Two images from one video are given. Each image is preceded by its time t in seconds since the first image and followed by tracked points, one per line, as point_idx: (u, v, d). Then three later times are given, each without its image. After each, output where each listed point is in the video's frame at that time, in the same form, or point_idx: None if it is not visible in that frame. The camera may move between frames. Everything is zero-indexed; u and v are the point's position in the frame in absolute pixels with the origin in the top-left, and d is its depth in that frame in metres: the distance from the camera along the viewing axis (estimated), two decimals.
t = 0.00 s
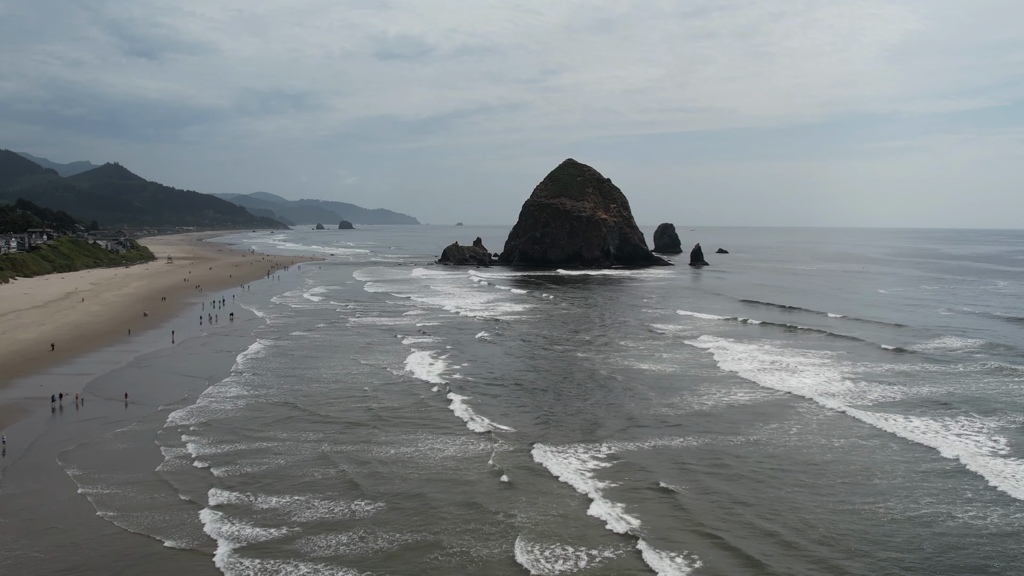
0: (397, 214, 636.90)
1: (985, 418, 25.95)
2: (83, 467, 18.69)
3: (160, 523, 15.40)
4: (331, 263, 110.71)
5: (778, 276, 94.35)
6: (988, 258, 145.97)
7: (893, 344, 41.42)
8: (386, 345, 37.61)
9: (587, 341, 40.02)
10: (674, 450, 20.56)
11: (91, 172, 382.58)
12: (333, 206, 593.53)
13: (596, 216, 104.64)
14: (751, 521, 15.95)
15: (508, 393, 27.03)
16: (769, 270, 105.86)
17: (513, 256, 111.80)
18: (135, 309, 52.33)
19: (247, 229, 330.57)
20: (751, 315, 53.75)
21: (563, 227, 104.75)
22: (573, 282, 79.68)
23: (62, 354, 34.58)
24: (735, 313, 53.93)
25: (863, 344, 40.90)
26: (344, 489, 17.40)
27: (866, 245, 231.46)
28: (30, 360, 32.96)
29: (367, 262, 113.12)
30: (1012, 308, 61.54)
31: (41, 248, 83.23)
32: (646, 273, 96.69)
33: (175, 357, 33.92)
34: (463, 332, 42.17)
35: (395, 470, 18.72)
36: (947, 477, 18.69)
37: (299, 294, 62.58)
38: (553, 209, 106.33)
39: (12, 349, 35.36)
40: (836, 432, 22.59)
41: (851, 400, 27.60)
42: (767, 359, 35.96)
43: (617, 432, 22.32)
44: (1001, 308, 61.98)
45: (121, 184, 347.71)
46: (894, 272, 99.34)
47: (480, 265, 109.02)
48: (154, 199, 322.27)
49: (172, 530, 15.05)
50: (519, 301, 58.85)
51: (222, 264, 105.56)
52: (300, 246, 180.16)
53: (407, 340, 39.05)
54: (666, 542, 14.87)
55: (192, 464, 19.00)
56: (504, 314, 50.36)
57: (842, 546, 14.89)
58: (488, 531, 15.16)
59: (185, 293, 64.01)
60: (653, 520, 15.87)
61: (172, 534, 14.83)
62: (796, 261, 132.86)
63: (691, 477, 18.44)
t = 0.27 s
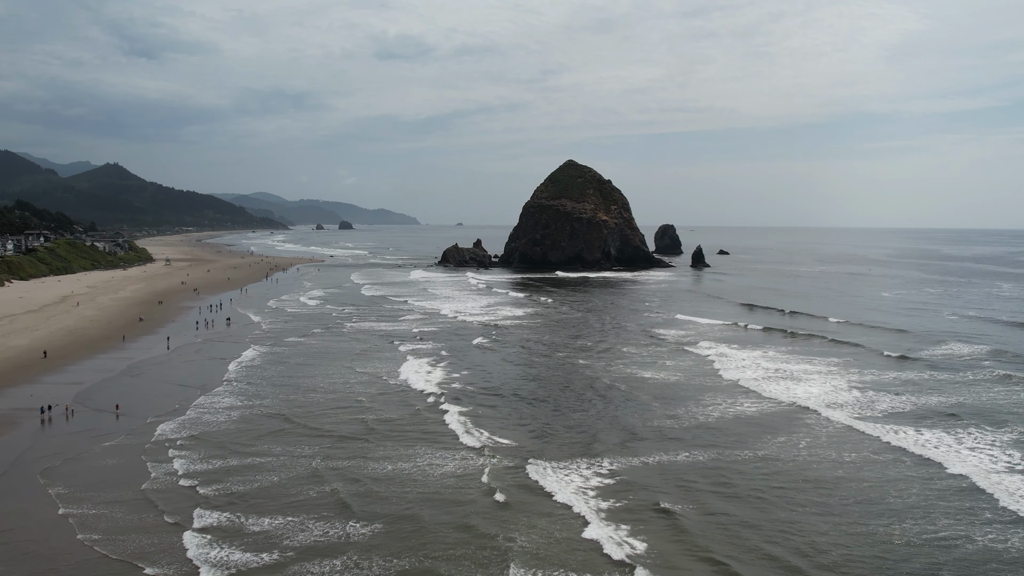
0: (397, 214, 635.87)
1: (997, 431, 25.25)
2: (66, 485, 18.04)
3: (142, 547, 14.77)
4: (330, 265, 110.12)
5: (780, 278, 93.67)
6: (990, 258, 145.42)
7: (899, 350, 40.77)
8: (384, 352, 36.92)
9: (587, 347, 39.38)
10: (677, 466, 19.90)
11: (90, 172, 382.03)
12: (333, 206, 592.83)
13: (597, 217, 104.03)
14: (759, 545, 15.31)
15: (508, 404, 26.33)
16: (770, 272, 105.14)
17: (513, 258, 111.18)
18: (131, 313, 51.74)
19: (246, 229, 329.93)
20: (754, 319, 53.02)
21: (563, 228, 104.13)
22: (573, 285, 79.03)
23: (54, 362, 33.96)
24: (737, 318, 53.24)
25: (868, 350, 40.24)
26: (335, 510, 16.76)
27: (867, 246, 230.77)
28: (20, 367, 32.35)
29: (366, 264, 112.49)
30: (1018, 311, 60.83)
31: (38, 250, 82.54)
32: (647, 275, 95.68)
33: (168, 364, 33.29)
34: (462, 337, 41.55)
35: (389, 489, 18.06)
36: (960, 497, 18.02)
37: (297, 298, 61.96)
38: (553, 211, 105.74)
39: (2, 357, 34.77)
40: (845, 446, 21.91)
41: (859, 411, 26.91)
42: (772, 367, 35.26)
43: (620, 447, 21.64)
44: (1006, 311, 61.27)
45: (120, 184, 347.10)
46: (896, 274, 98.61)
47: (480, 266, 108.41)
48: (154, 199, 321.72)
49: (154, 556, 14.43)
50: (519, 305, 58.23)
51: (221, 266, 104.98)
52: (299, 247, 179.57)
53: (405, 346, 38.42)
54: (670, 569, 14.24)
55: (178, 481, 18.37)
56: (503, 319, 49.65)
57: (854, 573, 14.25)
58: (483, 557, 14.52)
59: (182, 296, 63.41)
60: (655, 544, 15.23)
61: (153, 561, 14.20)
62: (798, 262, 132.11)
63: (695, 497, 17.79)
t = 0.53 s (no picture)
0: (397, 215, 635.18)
1: (1010, 445, 24.58)
2: (49, 504, 17.43)
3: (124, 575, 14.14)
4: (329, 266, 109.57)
5: (781, 281, 93.04)
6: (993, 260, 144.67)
7: (904, 357, 40.10)
8: (381, 360, 36.29)
9: (588, 354, 38.73)
10: (681, 484, 19.27)
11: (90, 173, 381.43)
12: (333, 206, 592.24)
13: (597, 219, 103.41)
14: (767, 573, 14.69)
15: (507, 417, 25.69)
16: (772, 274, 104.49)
17: (513, 260, 110.53)
18: (126, 318, 51.09)
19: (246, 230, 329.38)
20: (755, 325, 52.37)
21: (564, 231, 103.51)
22: (574, 288, 78.41)
23: (44, 370, 33.33)
24: (740, 323, 52.54)
25: (874, 357, 39.57)
26: (326, 533, 16.15)
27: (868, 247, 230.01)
28: (10, 376, 31.73)
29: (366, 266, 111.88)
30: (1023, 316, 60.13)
31: (35, 253, 81.94)
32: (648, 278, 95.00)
33: (161, 373, 32.65)
34: (460, 344, 40.89)
35: (383, 510, 17.44)
36: (975, 518, 17.39)
37: (294, 302, 61.31)
38: (553, 213, 105.13)
39: None
40: (853, 462, 21.27)
41: (867, 423, 26.25)
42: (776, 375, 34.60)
43: (622, 462, 21.01)
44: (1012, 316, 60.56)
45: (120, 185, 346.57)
46: (899, 277, 97.88)
47: (480, 269, 107.75)
48: (153, 200, 321.26)
49: None
50: (519, 309, 57.58)
51: (219, 268, 104.32)
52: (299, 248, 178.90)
53: (402, 354, 37.79)
54: None
55: (165, 500, 17.78)
56: (503, 324, 48.98)
57: None
58: None
59: (178, 300, 62.78)
60: (658, 571, 14.63)
61: None
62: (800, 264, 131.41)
63: (700, 518, 17.18)
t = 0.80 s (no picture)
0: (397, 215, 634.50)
1: (1023, 458, 23.95)
2: (33, 523, 16.85)
3: None
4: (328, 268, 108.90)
5: (783, 283, 92.49)
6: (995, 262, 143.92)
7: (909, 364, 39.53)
8: (378, 367, 35.70)
9: (589, 361, 38.14)
10: (686, 502, 18.68)
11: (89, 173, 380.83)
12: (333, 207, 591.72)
13: (598, 221, 102.87)
14: None
15: (506, 428, 25.08)
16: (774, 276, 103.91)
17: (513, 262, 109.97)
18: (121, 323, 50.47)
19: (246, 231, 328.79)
20: (758, 329, 51.75)
21: (564, 232, 102.95)
22: (574, 291, 77.86)
23: (35, 378, 32.72)
24: (742, 328, 51.93)
25: (879, 364, 38.96)
26: (319, 555, 15.57)
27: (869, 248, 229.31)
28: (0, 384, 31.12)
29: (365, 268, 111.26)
30: None
31: (31, 255, 81.32)
32: (649, 280, 94.44)
33: (154, 381, 32.04)
34: (459, 350, 40.28)
35: (377, 530, 16.86)
36: (991, 539, 16.81)
37: (292, 305, 60.69)
38: (554, 215, 104.59)
39: None
40: (862, 478, 20.68)
41: (876, 435, 25.63)
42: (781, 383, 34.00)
43: (625, 478, 20.41)
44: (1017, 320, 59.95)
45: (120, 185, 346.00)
46: (901, 279, 97.23)
47: (480, 271, 107.19)
48: (153, 200, 320.56)
49: None
50: (518, 313, 56.98)
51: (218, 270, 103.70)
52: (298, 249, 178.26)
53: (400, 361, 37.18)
54: None
55: (153, 519, 17.20)
56: (502, 329, 48.40)
57: None
58: None
59: (175, 304, 62.13)
60: None
61: None
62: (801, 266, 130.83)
63: (706, 539, 16.60)
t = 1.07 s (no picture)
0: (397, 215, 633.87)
1: None
2: (14, 543, 16.23)
3: None
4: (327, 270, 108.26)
5: (785, 285, 91.81)
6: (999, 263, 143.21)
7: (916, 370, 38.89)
8: (376, 374, 35.07)
9: (590, 367, 37.50)
10: (691, 519, 18.08)
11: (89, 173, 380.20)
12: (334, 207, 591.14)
13: (598, 222, 102.24)
14: None
15: (506, 440, 24.45)
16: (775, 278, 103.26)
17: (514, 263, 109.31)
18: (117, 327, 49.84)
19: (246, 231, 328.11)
20: (761, 334, 51.09)
21: (564, 233, 102.32)
22: (575, 293, 77.17)
23: (27, 385, 32.10)
24: (745, 332, 51.25)
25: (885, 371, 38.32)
26: None
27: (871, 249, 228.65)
28: None
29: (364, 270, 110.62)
30: None
31: (28, 257, 80.67)
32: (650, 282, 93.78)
33: (147, 388, 31.40)
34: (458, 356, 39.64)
35: (371, 551, 16.25)
36: (1008, 561, 16.20)
37: (290, 308, 60.04)
38: (554, 216, 103.95)
39: None
40: (872, 493, 20.07)
41: (885, 446, 25.00)
42: (786, 391, 33.36)
43: (628, 493, 19.80)
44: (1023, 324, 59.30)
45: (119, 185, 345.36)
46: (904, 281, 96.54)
47: (480, 272, 106.50)
48: (153, 201, 319.95)
49: None
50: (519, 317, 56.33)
51: (216, 271, 103.00)
52: (298, 250, 177.59)
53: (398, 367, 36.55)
54: None
55: (140, 539, 16.60)
56: (502, 333, 47.77)
57: None
58: None
59: (172, 307, 61.46)
60: None
61: None
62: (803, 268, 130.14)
63: (713, 561, 16.00)
